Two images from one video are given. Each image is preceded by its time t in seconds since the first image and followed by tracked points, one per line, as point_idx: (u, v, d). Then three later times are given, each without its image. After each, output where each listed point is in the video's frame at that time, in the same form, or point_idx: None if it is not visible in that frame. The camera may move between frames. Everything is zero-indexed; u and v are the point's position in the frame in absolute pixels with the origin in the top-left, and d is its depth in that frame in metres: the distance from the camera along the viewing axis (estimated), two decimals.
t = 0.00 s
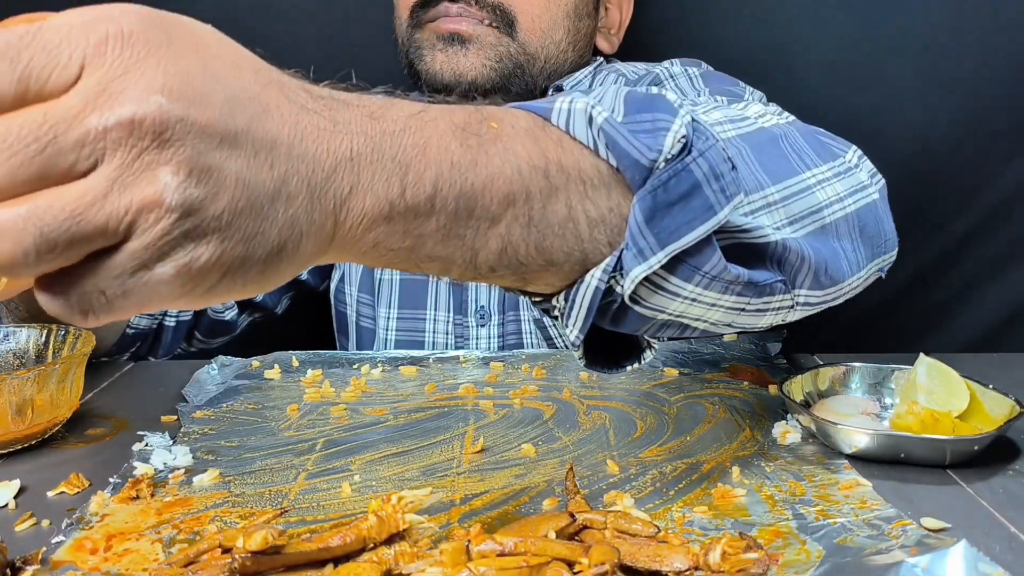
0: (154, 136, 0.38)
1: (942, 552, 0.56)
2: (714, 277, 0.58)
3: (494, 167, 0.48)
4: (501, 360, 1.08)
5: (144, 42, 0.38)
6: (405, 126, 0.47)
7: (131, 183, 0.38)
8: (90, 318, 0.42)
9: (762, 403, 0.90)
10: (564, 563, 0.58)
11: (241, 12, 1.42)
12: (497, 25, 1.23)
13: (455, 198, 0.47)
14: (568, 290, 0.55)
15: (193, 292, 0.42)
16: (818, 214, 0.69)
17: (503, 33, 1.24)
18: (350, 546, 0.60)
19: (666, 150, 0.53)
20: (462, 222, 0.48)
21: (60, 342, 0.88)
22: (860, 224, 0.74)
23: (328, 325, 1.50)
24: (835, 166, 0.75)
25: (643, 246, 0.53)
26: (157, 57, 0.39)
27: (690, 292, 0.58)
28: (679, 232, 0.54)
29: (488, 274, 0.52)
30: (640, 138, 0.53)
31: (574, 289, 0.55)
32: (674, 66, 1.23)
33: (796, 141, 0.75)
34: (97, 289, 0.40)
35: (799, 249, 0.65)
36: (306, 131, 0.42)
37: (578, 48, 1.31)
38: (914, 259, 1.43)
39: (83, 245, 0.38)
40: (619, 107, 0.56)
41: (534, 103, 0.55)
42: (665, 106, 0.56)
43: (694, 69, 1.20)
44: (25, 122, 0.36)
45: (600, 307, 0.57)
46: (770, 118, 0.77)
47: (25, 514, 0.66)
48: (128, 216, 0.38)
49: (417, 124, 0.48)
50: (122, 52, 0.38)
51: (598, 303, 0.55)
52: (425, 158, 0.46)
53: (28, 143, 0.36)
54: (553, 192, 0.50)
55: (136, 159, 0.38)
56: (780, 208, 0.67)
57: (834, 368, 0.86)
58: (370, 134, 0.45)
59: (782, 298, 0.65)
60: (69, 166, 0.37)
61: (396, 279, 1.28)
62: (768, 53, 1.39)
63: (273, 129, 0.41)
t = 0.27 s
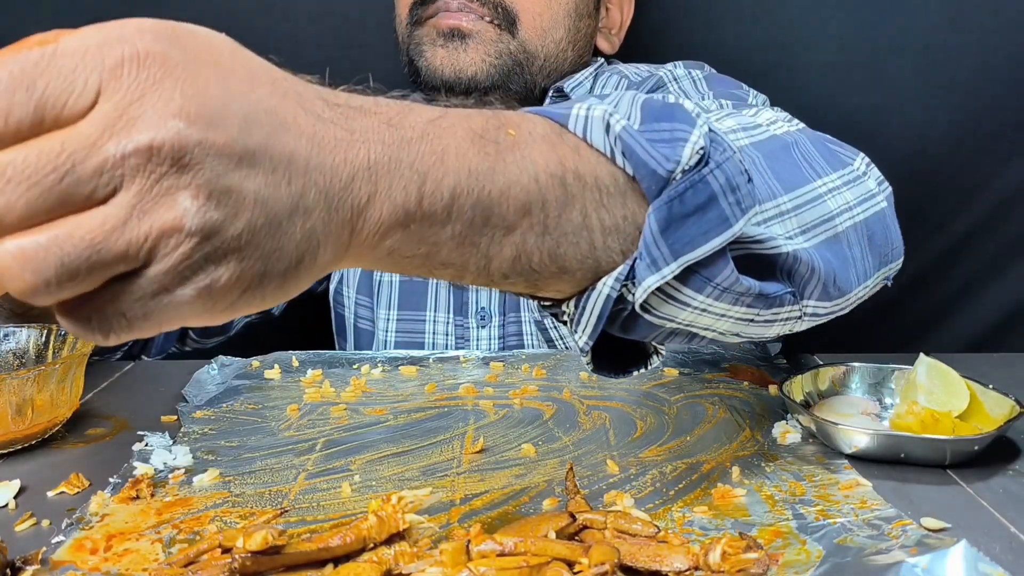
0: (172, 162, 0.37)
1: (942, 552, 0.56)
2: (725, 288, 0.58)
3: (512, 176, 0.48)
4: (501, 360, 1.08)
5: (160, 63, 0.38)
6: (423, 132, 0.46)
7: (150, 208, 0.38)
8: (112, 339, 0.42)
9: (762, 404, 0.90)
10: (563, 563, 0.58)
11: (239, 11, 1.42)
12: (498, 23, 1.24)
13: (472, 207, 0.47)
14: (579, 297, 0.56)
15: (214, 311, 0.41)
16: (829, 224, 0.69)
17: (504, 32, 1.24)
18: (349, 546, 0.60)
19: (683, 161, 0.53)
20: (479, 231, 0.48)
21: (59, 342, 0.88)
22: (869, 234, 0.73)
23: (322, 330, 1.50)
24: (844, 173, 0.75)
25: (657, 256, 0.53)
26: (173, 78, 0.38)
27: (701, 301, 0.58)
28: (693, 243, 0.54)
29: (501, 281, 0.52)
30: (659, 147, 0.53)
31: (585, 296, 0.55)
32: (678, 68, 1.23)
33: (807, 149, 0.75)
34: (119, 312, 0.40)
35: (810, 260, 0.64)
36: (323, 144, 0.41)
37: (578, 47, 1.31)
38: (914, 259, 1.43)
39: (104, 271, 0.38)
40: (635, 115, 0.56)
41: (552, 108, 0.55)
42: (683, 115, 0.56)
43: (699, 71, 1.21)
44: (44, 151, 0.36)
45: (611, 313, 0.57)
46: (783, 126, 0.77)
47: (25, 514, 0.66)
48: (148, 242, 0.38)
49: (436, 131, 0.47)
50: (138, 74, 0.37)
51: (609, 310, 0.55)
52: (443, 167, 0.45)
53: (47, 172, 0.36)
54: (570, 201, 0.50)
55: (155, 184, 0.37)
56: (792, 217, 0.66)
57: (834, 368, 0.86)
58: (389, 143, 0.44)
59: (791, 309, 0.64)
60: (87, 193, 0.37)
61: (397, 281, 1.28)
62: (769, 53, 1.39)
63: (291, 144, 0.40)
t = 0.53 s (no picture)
0: (180, 164, 0.37)
1: (942, 553, 0.56)
2: (729, 292, 0.58)
3: (520, 176, 0.48)
4: (502, 360, 1.08)
5: (170, 67, 0.37)
6: (432, 131, 0.46)
7: (159, 210, 0.38)
8: (121, 331, 0.42)
9: (762, 404, 0.90)
10: (563, 563, 0.58)
11: (238, 11, 1.42)
12: (495, 29, 1.24)
13: (479, 207, 0.47)
14: (583, 295, 0.56)
15: (221, 305, 0.42)
16: (836, 231, 0.69)
17: (501, 39, 1.24)
18: (349, 546, 0.60)
19: (692, 165, 0.53)
20: (485, 230, 0.48)
21: (59, 342, 0.88)
22: (878, 240, 0.73)
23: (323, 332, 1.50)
24: (855, 179, 0.74)
25: (662, 258, 0.53)
26: (182, 81, 0.38)
27: (704, 304, 0.59)
28: (698, 246, 0.54)
29: (506, 278, 0.52)
30: (669, 150, 0.53)
31: (590, 294, 0.55)
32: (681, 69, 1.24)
33: (817, 155, 0.74)
34: (127, 306, 0.41)
35: (816, 267, 0.64)
36: (331, 143, 0.41)
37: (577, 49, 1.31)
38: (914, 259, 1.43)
39: (114, 271, 0.38)
40: (646, 117, 0.56)
41: (562, 108, 0.55)
42: (694, 119, 0.56)
43: (703, 74, 1.21)
44: (54, 154, 0.36)
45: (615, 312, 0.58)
46: (793, 131, 0.77)
47: (25, 514, 0.66)
48: (157, 244, 0.38)
49: (446, 129, 0.47)
50: (148, 78, 0.37)
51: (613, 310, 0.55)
52: (452, 168, 0.45)
53: (58, 175, 0.36)
54: (578, 202, 0.50)
55: (163, 186, 0.37)
56: (800, 222, 0.66)
57: (834, 368, 0.86)
58: (398, 142, 0.44)
59: (795, 313, 0.65)
60: (97, 194, 0.37)
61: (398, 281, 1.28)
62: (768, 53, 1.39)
63: (298, 145, 0.40)
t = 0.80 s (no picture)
0: (179, 166, 0.37)
1: (942, 553, 0.56)
2: (715, 293, 0.58)
3: (507, 176, 0.48)
4: (501, 360, 1.08)
5: (166, 71, 0.37)
6: (422, 129, 0.46)
7: (159, 211, 0.38)
8: (125, 329, 0.42)
9: (762, 404, 0.90)
10: (563, 563, 0.58)
11: (238, 11, 1.42)
12: (500, 25, 1.23)
13: (466, 206, 0.47)
14: (571, 294, 0.56)
15: (223, 301, 0.42)
16: (826, 235, 0.68)
17: (506, 34, 1.23)
18: (349, 546, 0.60)
19: (678, 168, 0.53)
20: (472, 227, 0.48)
21: (59, 342, 0.88)
22: (871, 244, 0.72)
23: (323, 330, 1.50)
24: (850, 184, 0.74)
25: (646, 259, 0.53)
26: (178, 85, 0.38)
27: (689, 305, 0.58)
28: (683, 248, 0.54)
29: (493, 276, 0.52)
30: (654, 153, 0.53)
31: (577, 293, 0.55)
32: (682, 72, 1.24)
33: (813, 159, 0.74)
34: (131, 304, 0.41)
35: (804, 269, 0.64)
36: (322, 142, 0.42)
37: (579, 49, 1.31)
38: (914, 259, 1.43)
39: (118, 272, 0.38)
40: (636, 119, 0.56)
41: (554, 109, 0.55)
42: (682, 122, 0.55)
43: (704, 76, 1.21)
44: (56, 158, 0.36)
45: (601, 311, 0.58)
46: (788, 135, 0.77)
47: (25, 514, 0.66)
48: (159, 244, 0.38)
49: (435, 128, 0.47)
50: (144, 83, 0.37)
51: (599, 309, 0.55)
52: (439, 166, 0.45)
53: (61, 180, 0.36)
54: (564, 201, 0.50)
55: (163, 187, 0.38)
56: (790, 225, 0.66)
57: (834, 368, 0.86)
58: (388, 140, 0.44)
59: (782, 315, 0.64)
60: (99, 196, 0.37)
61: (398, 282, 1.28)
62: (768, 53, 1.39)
63: (292, 145, 0.40)
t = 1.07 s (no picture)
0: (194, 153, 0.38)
1: (942, 553, 0.56)
2: (711, 291, 0.58)
3: (503, 174, 0.48)
4: (501, 359, 1.08)
5: (180, 62, 0.38)
6: (420, 127, 0.46)
7: (175, 198, 0.38)
8: (138, 320, 0.42)
9: (762, 403, 0.90)
10: (563, 563, 0.58)
11: (239, 11, 1.41)
12: (504, 26, 1.23)
13: (462, 203, 0.47)
14: (571, 292, 0.56)
15: (235, 292, 0.42)
16: (825, 233, 0.68)
17: (510, 35, 1.23)
18: (349, 546, 0.60)
19: (673, 166, 0.52)
20: (469, 224, 0.48)
21: (60, 343, 0.88)
22: (872, 244, 0.72)
23: (323, 330, 1.51)
24: (851, 184, 0.74)
25: (644, 257, 0.53)
26: (192, 75, 0.38)
27: (688, 302, 0.58)
28: (679, 245, 0.54)
29: (490, 274, 0.52)
30: (649, 151, 0.53)
31: (576, 291, 0.55)
32: (683, 72, 1.24)
33: (812, 160, 0.74)
34: (145, 295, 0.41)
35: (802, 266, 0.63)
36: (326, 136, 0.42)
37: (581, 50, 1.31)
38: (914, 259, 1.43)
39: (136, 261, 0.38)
40: (632, 118, 0.55)
41: (549, 109, 0.55)
42: (677, 120, 0.55)
43: (706, 77, 1.21)
44: (74, 148, 0.36)
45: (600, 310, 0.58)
46: (788, 135, 0.77)
47: (25, 514, 0.66)
48: (175, 231, 0.38)
49: (432, 127, 0.47)
50: (158, 73, 0.37)
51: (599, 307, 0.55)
52: (436, 163, 0.46)
53: (78, 168, 0.36)
54: (561, 199, 0.50)
55: (178, 176, 0.38)
56: (787, 225, 0.66)
57: (834, 368, 0.86)
58: (387, 137, 0.45)
59: (781, 313, 0.64)
60: (116, 185, 0.37)
61: (398, 282, 1.28)
62: (768, 53, 1.39)
63: (300, 138, 0.41)
